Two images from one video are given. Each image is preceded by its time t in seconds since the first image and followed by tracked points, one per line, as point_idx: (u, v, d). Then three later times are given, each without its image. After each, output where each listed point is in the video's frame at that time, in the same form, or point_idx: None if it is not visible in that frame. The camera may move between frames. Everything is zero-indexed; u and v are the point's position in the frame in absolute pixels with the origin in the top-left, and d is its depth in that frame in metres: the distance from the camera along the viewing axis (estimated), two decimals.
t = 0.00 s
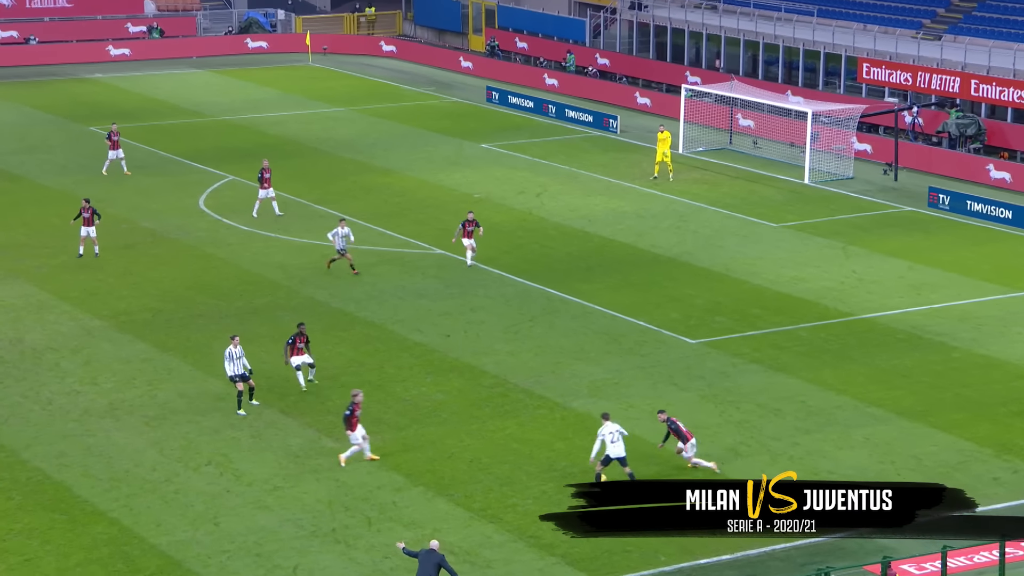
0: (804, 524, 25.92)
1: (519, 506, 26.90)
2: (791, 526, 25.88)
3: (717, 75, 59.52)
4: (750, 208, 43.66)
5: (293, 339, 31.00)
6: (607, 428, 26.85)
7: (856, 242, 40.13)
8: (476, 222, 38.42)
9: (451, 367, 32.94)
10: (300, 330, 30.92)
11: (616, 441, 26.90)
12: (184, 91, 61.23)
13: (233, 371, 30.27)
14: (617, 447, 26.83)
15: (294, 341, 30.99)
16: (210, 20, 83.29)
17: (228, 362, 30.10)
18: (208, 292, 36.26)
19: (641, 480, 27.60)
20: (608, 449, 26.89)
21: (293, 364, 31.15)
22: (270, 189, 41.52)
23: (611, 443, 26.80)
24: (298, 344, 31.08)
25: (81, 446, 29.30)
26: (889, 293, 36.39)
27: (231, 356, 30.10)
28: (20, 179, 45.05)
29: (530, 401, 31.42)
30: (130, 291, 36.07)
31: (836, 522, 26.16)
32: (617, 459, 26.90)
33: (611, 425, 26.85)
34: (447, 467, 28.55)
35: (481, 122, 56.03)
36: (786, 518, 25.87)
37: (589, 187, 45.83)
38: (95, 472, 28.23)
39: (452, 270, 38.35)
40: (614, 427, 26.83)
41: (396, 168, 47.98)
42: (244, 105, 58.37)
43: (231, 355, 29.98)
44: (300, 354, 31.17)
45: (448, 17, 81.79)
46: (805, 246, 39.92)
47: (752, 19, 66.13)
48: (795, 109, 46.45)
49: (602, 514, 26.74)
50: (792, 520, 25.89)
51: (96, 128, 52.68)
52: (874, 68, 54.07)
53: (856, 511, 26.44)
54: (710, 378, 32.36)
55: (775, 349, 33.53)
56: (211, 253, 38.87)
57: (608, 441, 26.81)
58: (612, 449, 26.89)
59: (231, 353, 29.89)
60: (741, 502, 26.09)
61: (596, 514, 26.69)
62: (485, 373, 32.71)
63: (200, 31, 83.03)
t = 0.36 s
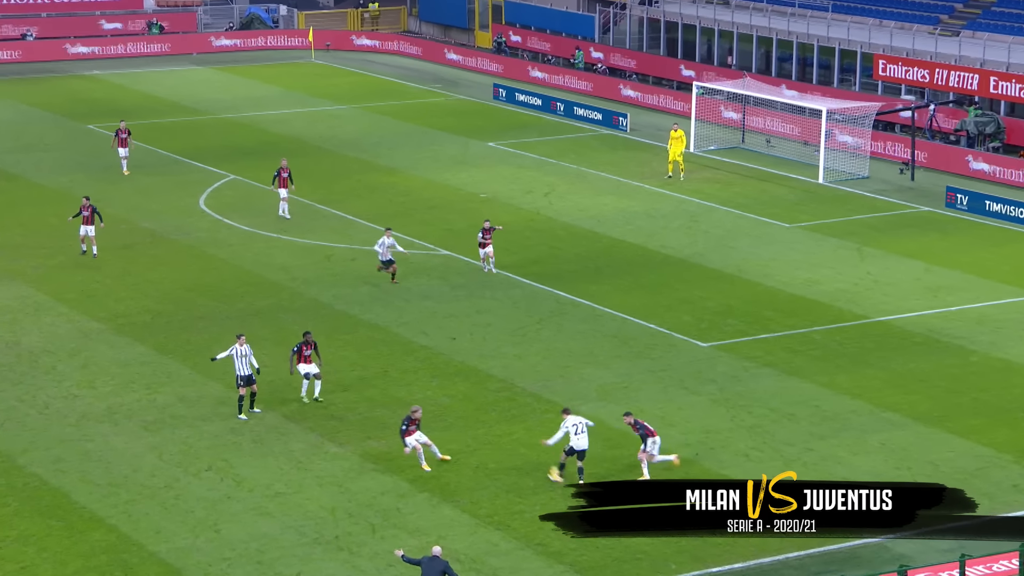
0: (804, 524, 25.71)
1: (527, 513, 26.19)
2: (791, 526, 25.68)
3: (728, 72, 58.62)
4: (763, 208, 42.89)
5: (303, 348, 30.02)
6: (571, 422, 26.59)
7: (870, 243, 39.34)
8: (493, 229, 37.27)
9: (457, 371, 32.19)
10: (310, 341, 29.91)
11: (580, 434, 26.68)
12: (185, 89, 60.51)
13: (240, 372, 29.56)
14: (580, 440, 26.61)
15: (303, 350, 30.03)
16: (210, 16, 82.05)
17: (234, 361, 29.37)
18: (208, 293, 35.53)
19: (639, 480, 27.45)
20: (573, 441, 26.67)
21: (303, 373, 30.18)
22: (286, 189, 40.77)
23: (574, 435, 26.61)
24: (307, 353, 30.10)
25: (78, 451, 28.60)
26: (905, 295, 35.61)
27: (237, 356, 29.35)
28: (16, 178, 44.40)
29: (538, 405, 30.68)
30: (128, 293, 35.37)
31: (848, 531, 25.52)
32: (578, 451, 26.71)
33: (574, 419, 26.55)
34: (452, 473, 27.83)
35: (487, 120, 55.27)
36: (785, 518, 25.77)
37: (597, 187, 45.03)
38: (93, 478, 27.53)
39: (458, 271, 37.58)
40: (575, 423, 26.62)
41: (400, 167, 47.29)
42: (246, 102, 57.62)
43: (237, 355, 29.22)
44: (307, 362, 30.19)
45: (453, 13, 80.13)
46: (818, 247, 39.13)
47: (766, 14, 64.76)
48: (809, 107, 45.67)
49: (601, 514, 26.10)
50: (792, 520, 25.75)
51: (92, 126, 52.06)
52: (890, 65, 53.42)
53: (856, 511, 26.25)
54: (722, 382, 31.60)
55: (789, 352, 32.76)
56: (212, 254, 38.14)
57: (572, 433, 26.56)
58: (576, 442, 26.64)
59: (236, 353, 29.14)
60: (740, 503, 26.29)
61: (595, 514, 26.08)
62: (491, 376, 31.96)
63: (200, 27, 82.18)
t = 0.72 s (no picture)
0: (804, 525, 25.18)
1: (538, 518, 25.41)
2: (791, 526, 25.13)
3: (744, 66, 57.59)
4: (779, 206, 42.04)
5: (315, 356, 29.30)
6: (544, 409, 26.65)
7: (888, 242, 38.49)
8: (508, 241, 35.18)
9: (465, 373, 31.40)
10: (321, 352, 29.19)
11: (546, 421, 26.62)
12: (189, 84, 59.78)
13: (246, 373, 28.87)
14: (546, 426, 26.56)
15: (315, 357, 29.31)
16: (213, 10, 80.94)
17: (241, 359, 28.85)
18: (211, 293, 34.77)
19: (642, 482, 26.79)
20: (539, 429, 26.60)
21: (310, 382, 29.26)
22: (305, 188, 39.92)
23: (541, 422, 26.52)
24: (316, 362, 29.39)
25: (77, 455, 27.86)
26: (925, 296, 34.75)
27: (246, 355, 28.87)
28: (15, 175, 43.67)
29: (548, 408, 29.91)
30: (129, 292, 34.64)
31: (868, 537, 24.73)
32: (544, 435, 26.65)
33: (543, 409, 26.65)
34: (460, 477, 27.06)
35: (496, 116, 54.43)
36: (785, 518, 25.28)
37: (609, 185, 44.20)
38: (93, 482, 26.81)
39: (467, 271, 36.78)
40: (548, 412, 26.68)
41: (407, 163, 46.52)
42: (249, 98, 56.85)
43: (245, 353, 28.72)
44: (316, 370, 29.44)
45: (460, 7, 78.44)
46: (835, 246, 38.29)
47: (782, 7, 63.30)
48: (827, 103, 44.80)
49: (617, 522, 25.26)
50: (791, 521, 25.24)
51: (92, 122, 51.36)
52: (910, 59, 52.56)
53: (863, 514, 25.57)
54: (737, 385, 30.78)
55: (806, 354, 31.93)
56: (215, 253, 37.39)
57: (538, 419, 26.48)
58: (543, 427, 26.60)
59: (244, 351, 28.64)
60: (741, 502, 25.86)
61: (612, 523, 25.22)
62: (500, 378, 31.18)
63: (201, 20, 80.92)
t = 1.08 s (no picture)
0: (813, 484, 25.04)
1: (546, 531, 24.69)
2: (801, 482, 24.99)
3: (756, 67, 56.84)
4: (792, 210, 41.28)
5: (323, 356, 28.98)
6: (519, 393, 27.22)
7: (904, 247, 37.73)
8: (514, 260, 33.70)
9: (471, 381, 30.68)
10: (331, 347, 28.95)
11: (523, 406, 27.24)
12: (190, 85, 59.15)
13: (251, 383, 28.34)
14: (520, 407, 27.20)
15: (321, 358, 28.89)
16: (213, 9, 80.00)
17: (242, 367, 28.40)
18: (212, 299, 34.08)
19: (651, 494, 26.08)
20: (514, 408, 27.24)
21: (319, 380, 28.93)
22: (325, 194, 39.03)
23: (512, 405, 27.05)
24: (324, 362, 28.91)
25: (75, 465, 27.16)
26: (943, 302, 33.99)
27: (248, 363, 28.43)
28: (12, 178, 43.02)
29: (556, 417, 29.20)
30: (128, 298, 33.96)
31: (887, 550, 23.99)
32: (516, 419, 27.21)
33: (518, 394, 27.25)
34: (467, 488, 26.36)
35: (503, 118, 53.71)
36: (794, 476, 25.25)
37: (618, 188, 43.48)
38: (91, 493, 26.12)
39: (473, 275, 36.03)
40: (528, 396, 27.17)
41: (412, 166, 45.83)
42: (251, 100, 56.19)
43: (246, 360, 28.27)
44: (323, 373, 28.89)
45: (466, 6, 77.74)
46: (848, 251, 37.54)
47: (795, 6, 62.48)
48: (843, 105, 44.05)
49: (627, 536, 24.53)
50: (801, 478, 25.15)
51: (90, 124, 50.71)
52: (927, 60, 51.85)
53: (880, 525, 24.84)
54: (750, 393, 30.04)
55: (820, 362, 31.18)
56: (216, 258, 36.69)
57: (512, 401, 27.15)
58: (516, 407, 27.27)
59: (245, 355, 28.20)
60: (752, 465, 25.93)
61: (621, 536, 24.49)
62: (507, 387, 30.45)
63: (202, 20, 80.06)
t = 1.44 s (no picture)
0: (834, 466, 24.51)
1: (559, 545, 23.91)
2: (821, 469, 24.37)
3: (774, 70, 55.96)
4: (810, 217, 40.46)
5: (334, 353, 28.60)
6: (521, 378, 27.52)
7: (926, 255, 36.89)
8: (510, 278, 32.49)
9: (481, 391, 29.91)
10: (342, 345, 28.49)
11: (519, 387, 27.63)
12: (194, 88, 58.48)
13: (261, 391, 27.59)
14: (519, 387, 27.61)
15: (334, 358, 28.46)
16: (217, 11, 79.09)
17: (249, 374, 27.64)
18: (216, 307, 33.33)
19: (666, 508, 25.29)
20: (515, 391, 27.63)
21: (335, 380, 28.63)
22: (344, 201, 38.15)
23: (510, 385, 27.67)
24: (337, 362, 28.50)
25: (74, 477, 26.42)
26: (965, 311, 33.15)
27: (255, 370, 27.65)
28: (11, 184, 42.34)
29: (568, 429, 28.41)
30: (130, 306, 33.23)
31: (910, 566, 23.16)
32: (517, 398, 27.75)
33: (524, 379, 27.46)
34: (476, 501, 25.58)
35: (514, 122, 52.96)
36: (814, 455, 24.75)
37: (631, 194, 42.68)
38: (91, 506, 25.37)
39: (483, 282, 35.27)
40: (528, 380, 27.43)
41: (421, 172, 45.08)
42: (256, 103, 55.51)
43: (254, 368, 27.49)
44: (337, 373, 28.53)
45: (476, 7, 76.97)
46: (868, 259, 36.70)
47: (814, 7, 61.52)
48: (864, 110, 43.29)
49: (641, 551, 23.74)
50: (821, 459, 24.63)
51: (91, 128, 50.02)
52: (950, 62, 51.12)
53: (903, 540, 24.02)
54: (767, 404, 29.23)
55: (840, 373, 30.36)
56: (220, 265, 35.96)
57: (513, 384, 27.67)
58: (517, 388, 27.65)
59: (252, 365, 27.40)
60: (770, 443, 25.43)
61: (635, 552, 23.70)
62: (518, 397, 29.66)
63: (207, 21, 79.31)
